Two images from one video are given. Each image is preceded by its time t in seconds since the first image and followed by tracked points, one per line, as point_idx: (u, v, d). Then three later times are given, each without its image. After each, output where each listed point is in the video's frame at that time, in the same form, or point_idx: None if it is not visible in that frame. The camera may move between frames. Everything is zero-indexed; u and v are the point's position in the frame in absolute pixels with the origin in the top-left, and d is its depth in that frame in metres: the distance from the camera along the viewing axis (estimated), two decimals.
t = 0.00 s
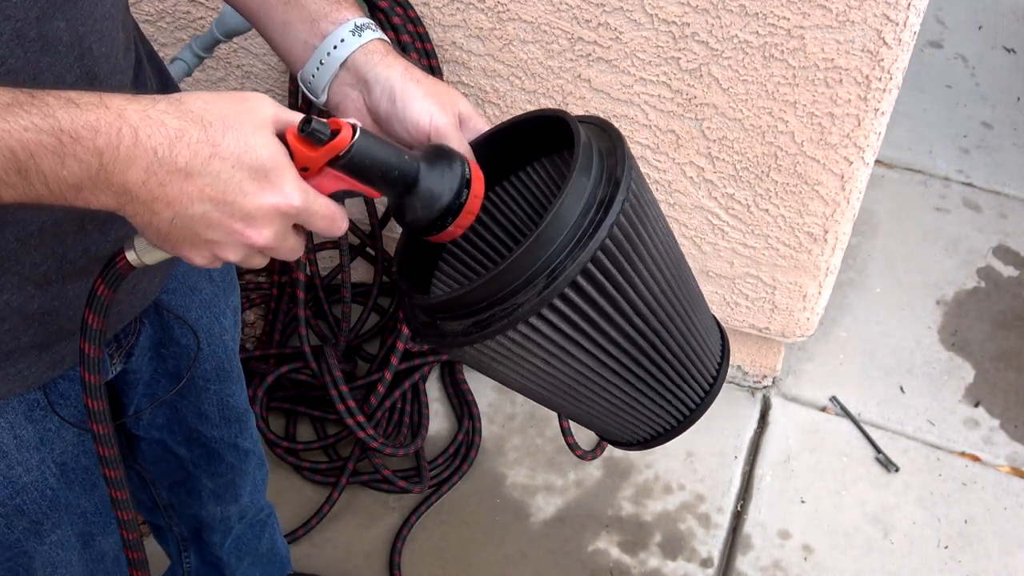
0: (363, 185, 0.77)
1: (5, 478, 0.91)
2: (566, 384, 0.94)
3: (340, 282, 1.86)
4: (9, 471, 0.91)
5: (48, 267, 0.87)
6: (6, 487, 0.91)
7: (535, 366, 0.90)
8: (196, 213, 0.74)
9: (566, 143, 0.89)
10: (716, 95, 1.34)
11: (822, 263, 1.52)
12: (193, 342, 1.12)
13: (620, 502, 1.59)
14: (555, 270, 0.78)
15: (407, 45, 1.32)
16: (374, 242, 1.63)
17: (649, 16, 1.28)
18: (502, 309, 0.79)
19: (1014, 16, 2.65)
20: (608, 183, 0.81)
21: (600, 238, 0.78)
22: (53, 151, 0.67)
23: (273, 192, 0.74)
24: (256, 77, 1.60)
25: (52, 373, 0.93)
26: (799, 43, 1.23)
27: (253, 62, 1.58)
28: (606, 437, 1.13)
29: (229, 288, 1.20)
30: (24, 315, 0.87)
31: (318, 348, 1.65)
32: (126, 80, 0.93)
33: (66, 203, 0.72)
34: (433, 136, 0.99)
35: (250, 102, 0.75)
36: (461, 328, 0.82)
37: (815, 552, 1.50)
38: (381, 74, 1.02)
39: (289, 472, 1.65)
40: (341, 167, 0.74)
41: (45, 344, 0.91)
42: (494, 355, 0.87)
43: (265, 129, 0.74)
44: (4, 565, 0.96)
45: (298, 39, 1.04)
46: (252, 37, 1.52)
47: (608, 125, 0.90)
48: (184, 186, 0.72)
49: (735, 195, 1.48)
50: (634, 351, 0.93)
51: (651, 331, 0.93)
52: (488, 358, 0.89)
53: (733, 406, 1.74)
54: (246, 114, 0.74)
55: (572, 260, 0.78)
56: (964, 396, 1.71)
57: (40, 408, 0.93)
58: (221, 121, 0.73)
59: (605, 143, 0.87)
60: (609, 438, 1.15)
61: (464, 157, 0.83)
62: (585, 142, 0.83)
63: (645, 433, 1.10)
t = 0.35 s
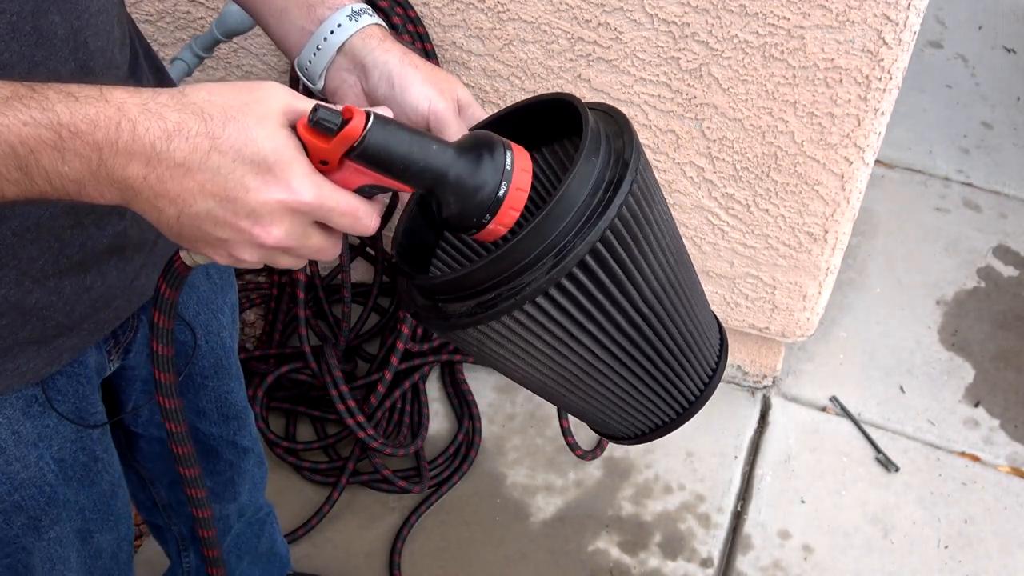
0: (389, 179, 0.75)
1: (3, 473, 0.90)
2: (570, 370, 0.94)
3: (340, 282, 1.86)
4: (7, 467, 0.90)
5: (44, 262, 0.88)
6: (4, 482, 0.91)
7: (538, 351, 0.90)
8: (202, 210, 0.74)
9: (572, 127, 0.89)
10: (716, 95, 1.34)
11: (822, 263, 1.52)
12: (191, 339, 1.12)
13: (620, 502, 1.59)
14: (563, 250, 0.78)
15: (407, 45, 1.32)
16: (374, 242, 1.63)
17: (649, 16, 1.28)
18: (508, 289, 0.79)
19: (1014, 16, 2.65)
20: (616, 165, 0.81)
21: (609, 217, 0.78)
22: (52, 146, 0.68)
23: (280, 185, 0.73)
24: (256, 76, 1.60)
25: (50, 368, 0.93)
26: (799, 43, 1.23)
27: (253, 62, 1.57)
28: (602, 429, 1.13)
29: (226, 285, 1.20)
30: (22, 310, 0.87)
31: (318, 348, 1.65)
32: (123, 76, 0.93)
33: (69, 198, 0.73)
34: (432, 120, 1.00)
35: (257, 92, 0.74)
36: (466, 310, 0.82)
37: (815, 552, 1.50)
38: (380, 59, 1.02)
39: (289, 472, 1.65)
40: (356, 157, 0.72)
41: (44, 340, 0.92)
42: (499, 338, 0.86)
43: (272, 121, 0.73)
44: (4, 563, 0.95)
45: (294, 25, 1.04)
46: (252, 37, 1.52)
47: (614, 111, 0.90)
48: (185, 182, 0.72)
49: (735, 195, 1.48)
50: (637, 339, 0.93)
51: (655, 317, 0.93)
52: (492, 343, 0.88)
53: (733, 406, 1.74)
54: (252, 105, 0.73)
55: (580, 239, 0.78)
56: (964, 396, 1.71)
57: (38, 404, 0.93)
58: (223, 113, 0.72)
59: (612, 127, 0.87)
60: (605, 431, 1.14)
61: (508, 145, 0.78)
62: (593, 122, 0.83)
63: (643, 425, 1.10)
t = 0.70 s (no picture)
0: (341, 213, 0.76)
1: (4, 473, 0.90)
2: (565, 381, 0.96)
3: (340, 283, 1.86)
4: (9, 466, 0.90)
5: (46, 263, 0.88)
6: (6, 482, 0.91)
7: (543, 357, 0.91)
8: (151, 232, 0.74)
9: (590, 148, 0.95)
10: (716, 95, 1.34)
11: (822, 263, 1.52)
12: (192, 338, 1.12)
13: (620, 502, 1.59)
14: (595, 259, 0.81)
15: (407, 45, 1.33)
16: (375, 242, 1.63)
17: (649, 16, 1.28)
18: (536, 292, 0.81)
19: (1014, 16, 2.65)
20: (640, 187, 0.87)
21: (640, 232, 0.83)
22: (8, 165, 0.68)
23: (227, 213, 0.73)
24: (256, 76, 1.60)
25: (50, 367, 0.92)
26: (799, 43, 1.23)
27: (253, 62, 1.58)
28: (553, 449, 1.15)
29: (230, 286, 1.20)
30: (23, 310, 0.87)
31: (318, 349, 1.65)
32: (124, 78, 0.93)
33: (25, 215, 0.73)
34: (431, 124, 1.00)
35: (214, 120, 0.74)
36: (489, 308, 0.82)
37: (815, 552, 1.50)
38: (382, 57, 1.02)
39: (289, 473, 1.65)
40: (306, 189, 0.73)
41: (45, 339, 0.92)
42: (507, 342, 0.87)
43: (226, 148, 0.73)
44: (5, 561, 0.96)
45: (291, 18, 1.04)
46: (252, 37, 1.52)
47: (627, 142, 0.97)
48: (135, 205, 0.72)
49: (735, 195, 1.49)
50: (628, 356, 0.97)
51: (648, 332, 0.99)
52: (498, 347, 0.89)
53: (733, 406, 1.75)
54: (208, 131, 0.73)
55: (611, 250, 0.82)
56: (964, 396, 1.71)
57: (40, 404, 0.93)
58: (176, 137, 0.72)
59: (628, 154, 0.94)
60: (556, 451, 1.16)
61: (460, 181, 0.80)
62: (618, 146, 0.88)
63: (594, 451, 1.12)
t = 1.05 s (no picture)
0: (389, 220, 0.77)
1: (2, 474, 0.90)
2: (531, 414, 1.00)
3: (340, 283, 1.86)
4: (6, 467, 0.90)
5: (44, 262, 0.88)
6: (4, 483, 0.90)
7: (517, 392, 0.95)
8: (204, 232, 0.75)
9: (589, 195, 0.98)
10: (716, 95, 1.34)
11: (822, 263, 1.52)
12: (192, 341, 1.12)
13: (620, 502, 1.59)
14: (581, 314, 0.85)
15: (407, 45, 1.33)
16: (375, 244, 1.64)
17: (649, 16, 1.28)
18: (519, 337, 0.84)
19: (1014, 16, 2.65)
20: (631, 248, 0.92)
21: (627, 295, 0.87)
22: (70, 164, 0.69)
23: (281, 217, 0.73)
24: (257, 77, 1.60)
25: (49, 369, 0.93)
26: (799, 43, 1.23)
27: (253, 62, 1.58)
28: (490, 468, 1.19)
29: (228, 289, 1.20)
30: (23, 310, 0.87)
31: (318, 349, 1.65)
32: (123, 77, 0.93)
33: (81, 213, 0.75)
34: (427, 137, 1.00)
35: (270, 124, 0.75)
36: (469, 342, 0.85)
37: (815, 552, 1.50)
38: (385, 66, 1.02)
39: (289, 473, 1.65)
40: (357, 196, 0.74)
41: (44, 340, 0.91)
42: (479, 376, 0.90)
43: (279, 153, 0.74)
44: (3, 561, 0.95)
45: (296, 23, 1.04)
46: (252, 37, 1.52)
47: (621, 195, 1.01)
48: (191, 206, 0.73)
49: (735, 195, 1.48)
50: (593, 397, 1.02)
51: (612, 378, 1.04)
52: (475, 378, 0.91)
53: (733, 406, 1.75)
54: (261, 135, 0.74)
55: (597, 307, 0.85)
56: (964, 396, 1.71)
57: (38, 405, 0.93)
58: (231, 140, 0.73)
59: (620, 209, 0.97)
60: (495, 470, 1.19)
61: (507, 193, 0.81)
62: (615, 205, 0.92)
63: (538, 475, 1.17)
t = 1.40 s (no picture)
0: (385, 176, 0.79)
1: (14, 473, 0.91)
2: (509, 409, 0.96)
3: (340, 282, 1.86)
4: (19, 466, 0.91)
5: (58, 260, 0.88)
6: (16, 482, 0.91)
7: (497, 379, 0.91)
8: (221, 204, 0.74)
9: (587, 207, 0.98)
10: (716, 95, 1.34)
11: (822, 263, 1.52)
12: (201, 340, 1.13)
13: (620, 501, 1.60)
14: (570, 303, 0.83)
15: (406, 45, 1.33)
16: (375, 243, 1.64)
17: (649, 16, 1.28)
18: (503, 317, 0.81)
19: (1013, 16, 2.65)
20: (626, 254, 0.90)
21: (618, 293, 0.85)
22: (76, 141, 0.67)
23: (297, 181, 0.75)
24: (257, 76, 1.60)
25: (61, 366, 0.93)
26: (799, 43, 1.23)
27: (254, 62, 1.58)
28: (452, 483, 1.14)
29: (237, 287, 1.22)
30: (36, 308, 0.87)
31: (318, 348, 1.65)
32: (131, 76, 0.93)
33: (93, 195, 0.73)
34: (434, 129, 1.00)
35: (272, 93, 0.76)
36: (453, 316, 0.82)
37: (815, 552, 1.50)
38: (398, 59, 1.02)
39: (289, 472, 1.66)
40: (362, 157, 0.76)
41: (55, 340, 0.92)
42: (460, 354, 0.86)
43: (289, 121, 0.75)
44: (12, 561, 0.95)
45: (310, 17, 1.04)
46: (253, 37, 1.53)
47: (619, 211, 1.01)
48: (208, 177, 0.72)
49: (735, 195, 1.48)
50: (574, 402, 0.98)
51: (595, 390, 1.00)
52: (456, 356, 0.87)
53: (733, 406, 1.75)
54: (270, 104, 0.75)
55: (587, 300, 0.83)
56: (964, 396, 1.71)
57: (50, 404, 0.94)
58: (244, 112, 0.73)
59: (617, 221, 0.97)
60: (458, 485, 1.13)
61: (484, 150, 0.83)
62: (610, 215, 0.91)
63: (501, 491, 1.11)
